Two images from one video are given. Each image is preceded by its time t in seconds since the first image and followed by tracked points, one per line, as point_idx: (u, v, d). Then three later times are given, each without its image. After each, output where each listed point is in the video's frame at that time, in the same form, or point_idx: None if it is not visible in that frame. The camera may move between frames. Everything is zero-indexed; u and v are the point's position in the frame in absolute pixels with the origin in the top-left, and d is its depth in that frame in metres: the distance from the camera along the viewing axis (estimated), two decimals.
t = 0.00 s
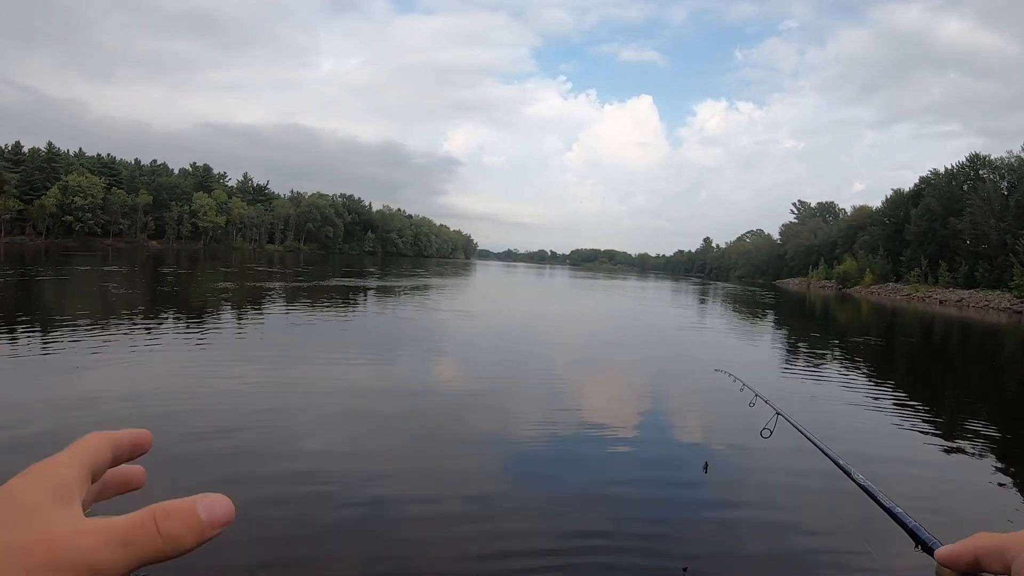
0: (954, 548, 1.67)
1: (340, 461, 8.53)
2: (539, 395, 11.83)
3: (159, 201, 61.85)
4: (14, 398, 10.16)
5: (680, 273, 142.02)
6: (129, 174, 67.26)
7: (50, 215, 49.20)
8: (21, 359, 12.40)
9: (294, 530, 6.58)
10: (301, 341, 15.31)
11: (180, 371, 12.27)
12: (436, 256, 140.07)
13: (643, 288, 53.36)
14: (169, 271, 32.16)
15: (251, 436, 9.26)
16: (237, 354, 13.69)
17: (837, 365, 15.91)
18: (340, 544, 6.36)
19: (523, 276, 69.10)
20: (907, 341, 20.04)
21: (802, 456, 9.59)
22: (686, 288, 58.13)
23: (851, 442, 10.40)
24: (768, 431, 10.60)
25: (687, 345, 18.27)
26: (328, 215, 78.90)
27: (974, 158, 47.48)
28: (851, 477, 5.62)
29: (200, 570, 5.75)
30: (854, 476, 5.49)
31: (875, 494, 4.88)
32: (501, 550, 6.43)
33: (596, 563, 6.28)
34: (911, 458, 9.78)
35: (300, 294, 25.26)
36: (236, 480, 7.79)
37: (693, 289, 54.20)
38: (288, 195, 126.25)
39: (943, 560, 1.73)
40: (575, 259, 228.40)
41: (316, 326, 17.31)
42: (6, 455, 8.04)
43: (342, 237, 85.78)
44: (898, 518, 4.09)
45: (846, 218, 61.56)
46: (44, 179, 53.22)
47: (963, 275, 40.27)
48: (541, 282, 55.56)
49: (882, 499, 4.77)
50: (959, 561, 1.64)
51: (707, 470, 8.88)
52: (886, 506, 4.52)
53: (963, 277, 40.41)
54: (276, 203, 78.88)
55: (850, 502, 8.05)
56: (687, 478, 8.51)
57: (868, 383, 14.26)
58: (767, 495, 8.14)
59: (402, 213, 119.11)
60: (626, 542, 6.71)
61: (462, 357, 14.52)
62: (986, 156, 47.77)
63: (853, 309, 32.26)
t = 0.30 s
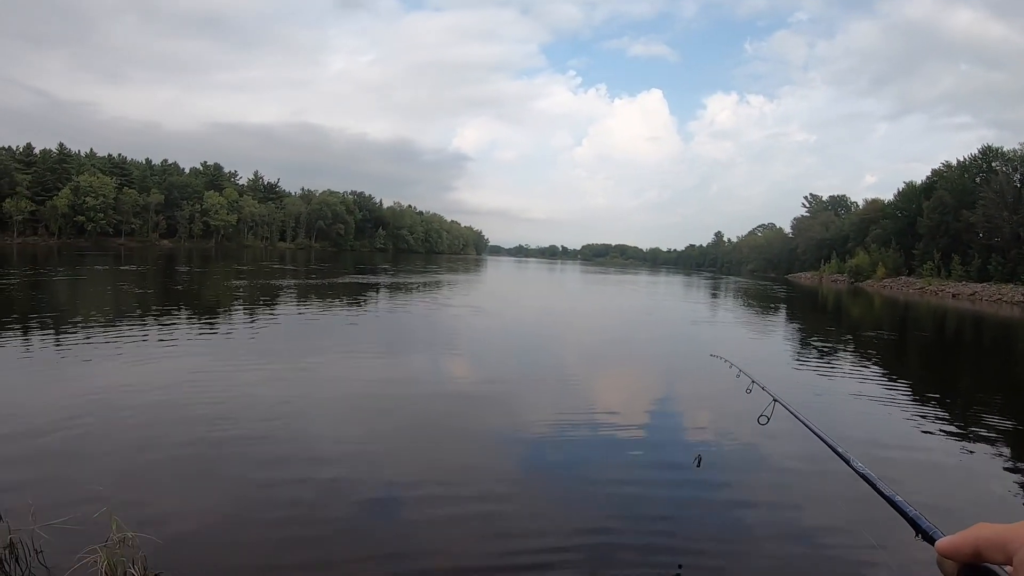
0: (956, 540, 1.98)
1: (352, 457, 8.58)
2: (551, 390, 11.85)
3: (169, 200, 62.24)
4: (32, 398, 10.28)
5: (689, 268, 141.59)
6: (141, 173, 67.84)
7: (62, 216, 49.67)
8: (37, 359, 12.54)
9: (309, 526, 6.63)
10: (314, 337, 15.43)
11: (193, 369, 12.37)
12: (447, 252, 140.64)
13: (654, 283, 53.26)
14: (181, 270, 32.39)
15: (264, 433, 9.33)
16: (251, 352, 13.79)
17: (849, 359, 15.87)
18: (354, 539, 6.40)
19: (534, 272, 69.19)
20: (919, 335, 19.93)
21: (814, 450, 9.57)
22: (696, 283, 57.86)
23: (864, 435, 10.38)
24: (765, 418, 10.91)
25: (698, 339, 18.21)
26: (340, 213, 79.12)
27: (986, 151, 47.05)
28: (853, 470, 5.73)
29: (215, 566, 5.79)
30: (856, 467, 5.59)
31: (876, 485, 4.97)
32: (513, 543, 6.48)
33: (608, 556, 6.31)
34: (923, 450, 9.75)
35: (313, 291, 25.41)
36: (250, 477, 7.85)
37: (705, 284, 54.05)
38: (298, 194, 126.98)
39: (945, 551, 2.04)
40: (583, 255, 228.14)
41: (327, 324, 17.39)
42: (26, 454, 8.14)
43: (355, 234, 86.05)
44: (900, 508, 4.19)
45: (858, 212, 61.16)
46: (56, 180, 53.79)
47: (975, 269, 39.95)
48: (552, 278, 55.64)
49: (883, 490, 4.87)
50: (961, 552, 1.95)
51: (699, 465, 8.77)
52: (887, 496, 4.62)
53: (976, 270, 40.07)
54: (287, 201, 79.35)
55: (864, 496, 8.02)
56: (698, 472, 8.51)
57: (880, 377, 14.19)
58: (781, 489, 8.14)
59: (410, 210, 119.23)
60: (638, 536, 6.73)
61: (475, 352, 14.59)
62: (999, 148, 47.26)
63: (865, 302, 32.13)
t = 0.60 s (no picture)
0: (951, 531, 1.94)
1: (364, 456, 8.58)
2: (562, 388, 11.82)
3: (181, 200, 62.70)
4: (49, 397, 10.41)
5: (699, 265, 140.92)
6: (153, 173, 68.43)
7: (75, 216, 50.18)
8: (53, 358, 12.70)
9: (320, 524, 6.66)
10: (326, 336, 15.47)
11: (207, 367, 12.47)
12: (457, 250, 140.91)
13: (667, 279, 53.09)
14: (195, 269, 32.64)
15: (276, 432, 9.36)
16: (263, 350, 13.86)
17: (862, 356, 15.75)
18: (366, 538, 6.38)
19: (546, 269, 69.17)
20: (933, 331, 19.75)
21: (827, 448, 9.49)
22: (708, 279, 57.60)
23: (877, 432, 10.29)
24: (757, 416, 10.77)
25: (710, 336, 18.12)
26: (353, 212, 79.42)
27: (1001, 145, 46.49)
28: (848, 464, 5.77)
29: (228, 564, 5.80)
30: (850, 460, 5.62)
31: (869, 477, 4.99)
32: (522, 542, 6.44)
33: (619, 555, 6.25)
34: (937, 448, 9.62)
35: (324, 290, 25.52)
36: (262, 475, 7.86)
37: (716, 281, 53.79)
38: (309, 193, 127.55)
39: (942, 543, 2.00)
40: (591, 253, 227.68)
41: (339, 322, 17.44)
42: (42, 452, 8.24)
43: (367, 232, 86.40)
44: (891, 499, 4.22)
45: (870, 208, 60.66)
46: (69, 181, 54.37)
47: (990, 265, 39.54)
48: (563, 274, 55.60)
49: (876, 482, 4.91)
50: (958, 543, 1.90)
51: (685, 481, 8.07)
52: (879, 487, 4.66)
53: (990, 266, 39.66)
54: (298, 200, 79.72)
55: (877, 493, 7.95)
56: (710, 470, 8.45)
57: (894, 374, 14.04)
58: (793, 486, 8.08)
59: (419, 208, 119.57)
60: (648, 535, 6.67)
61: (486, 350, 14.59)
62: (1013, 142, 46.74)
63: (878, 299, 31.87)
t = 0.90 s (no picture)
0: (953, 535, 1.87)
1: (372, 453, 8.60)
2: (571, 386, 11.79)
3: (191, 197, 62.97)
4: (61, 393, 10.50)
5: (707, 264, 140.44)
6: (163, 171, 68.89)
7: (86, 213, 50.58)
8: (65, 354, 12.79)
9: (326, 521, 6.68)
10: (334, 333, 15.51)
11: (217, 364, 12.53)
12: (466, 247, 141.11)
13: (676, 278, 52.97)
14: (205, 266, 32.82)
15: (284, 428, 9.40)
16: (272, 347, 13.90)
17: (873, 355, 15.65)
18: (374, 534, 6.42)
19: (556, 266, 69.17)
20: (944, 331, 19.63)
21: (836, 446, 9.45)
22: (718, 277, 57.40)
23: (887, 432, 10.21)
24: (755, 418, 10.55)
25: (719, 335, 18.05)
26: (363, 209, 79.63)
27: (1013, 144, 46.09)
28: (849, 467, 5.72)
29: (237, 561, 5.83)
30: (848, 463, 5.66)
31: (869, 481, 5.04)
32: (528, 539, 6.44)
33: (625, 553, 6.24)
34: (947, 449, 9.53)
35: (333, 287, 25.59)
36: (270, 472, 7.91)
37: (726, 279, 53.64)
38: (318, 190, 128.06)
39: (941, 546, 1.95)
40: (599, 251, 227.37)
41: (347, 319, 17.48)
42: (54, 449, 8.31)
43: (376, 230, 86.62)
44: (891, 503, 4.27)
45: (881, 206, 60.28)
46: (80, 178, 54.82)
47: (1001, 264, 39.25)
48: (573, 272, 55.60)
49: (876, 486, 4.92)
50: (960, 546, 1.83)
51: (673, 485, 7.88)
52: (878, 491, 4.69)
53: (1001, 265, 39.38)
54: (308, 197, 79.99)
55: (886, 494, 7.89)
56: (719, 470, 8.41)
57: (905, 374, 13.95)
58: (800, 485, 8.04)
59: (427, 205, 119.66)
60: (654, 533, 6.67)
61: (495, 348, 14.58)
62: None
63: (889, 298, 31.71)
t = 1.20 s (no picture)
0: (955, 536, 1.84)
1: (376, 450, 8.62)
2: (576, 385, 11.80)
3: (197, 195, 63.14)
4: (67, 390, 10.54)
5: (714, 263, 140.02)
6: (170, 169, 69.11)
7: (93, 211, 50.83)
8: (71, 351, 12.86)
9: (329, 519, 6.70)
10: (340, 331, 15.55)
11: (223, 361, 12.58)
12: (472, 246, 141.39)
13: (682, 277, 52.93)
14: (212, 263, 32.95)
15: (289, 425, 9.43)
16: (278, 344, 13.93)
17: (879, 355, 15.60)
18: (377, 531, 6.43)
19: (562, 264, 69.08)
20: (951, 331, 19.55)
21: (840, 446, 9.43)
22: (725, 277, 57.17)
23: (892, 432, 10.18)
24: (756, 416, 10.56)
25: (726, 334, 17.98)
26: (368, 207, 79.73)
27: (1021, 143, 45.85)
28: (851, 467, 5.69)
29: (240, 558, 5.85)
30: (848, 462, 5.68)
31: (869, 480, 5.04)
32: (529, 537, 6.44)
33: (627, 552, 6.24)
34: (952, 450, 9.47)
35: (339, 285, 25.63)
36: (274, 468, 7.94)
37: (733, 278, 53.55)
38: (324, 188, 128.39)
39: (943, 548, 1.92)
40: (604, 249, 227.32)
41: (353, 316, 17.53)
42: (60, 445, 8.36)
43: (381, 228, 86.69)
44: (891, 502, 4.27)
45: (887, 206, 60.06)
46: (87, 176, 55.09)
47: (1008, 264, 39.07)
48: (578, 270, 55.57)
49: (876, 486, 4.89)
50: (960, 548, 1.80)
51: (678, 463, 8.48)
52: (878, 490, 4.70)
53: (1008, 266, 39.18)
54: (314, 195, 80.18)
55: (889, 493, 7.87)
56: (723, 469, 8.40)
57: (911, 374, 13.91)
58: (803, 485, 8.03)
59: (433, 203, 119.76)
60: (657, 532, 6.66)
61: (501, 346, 14.60)
62: None
63: (895, 297, 31.71)
